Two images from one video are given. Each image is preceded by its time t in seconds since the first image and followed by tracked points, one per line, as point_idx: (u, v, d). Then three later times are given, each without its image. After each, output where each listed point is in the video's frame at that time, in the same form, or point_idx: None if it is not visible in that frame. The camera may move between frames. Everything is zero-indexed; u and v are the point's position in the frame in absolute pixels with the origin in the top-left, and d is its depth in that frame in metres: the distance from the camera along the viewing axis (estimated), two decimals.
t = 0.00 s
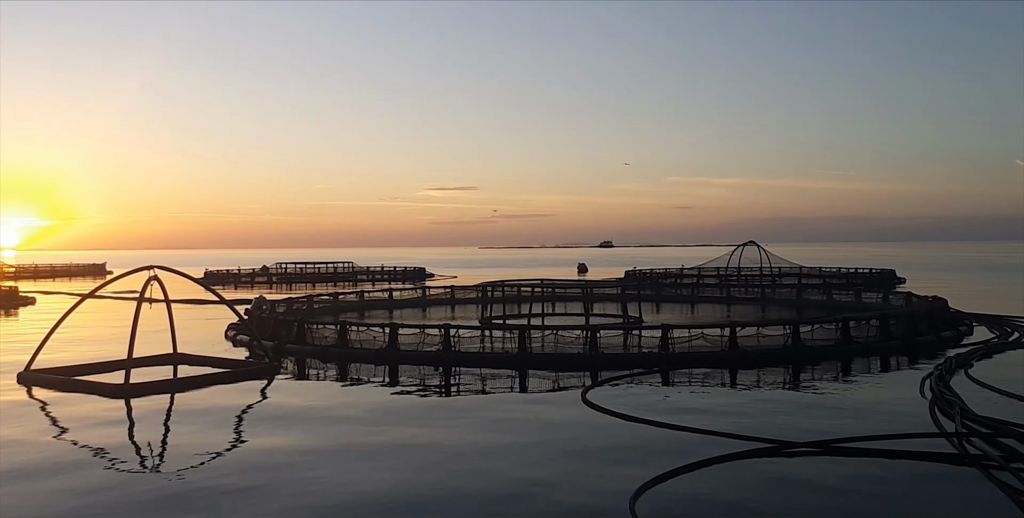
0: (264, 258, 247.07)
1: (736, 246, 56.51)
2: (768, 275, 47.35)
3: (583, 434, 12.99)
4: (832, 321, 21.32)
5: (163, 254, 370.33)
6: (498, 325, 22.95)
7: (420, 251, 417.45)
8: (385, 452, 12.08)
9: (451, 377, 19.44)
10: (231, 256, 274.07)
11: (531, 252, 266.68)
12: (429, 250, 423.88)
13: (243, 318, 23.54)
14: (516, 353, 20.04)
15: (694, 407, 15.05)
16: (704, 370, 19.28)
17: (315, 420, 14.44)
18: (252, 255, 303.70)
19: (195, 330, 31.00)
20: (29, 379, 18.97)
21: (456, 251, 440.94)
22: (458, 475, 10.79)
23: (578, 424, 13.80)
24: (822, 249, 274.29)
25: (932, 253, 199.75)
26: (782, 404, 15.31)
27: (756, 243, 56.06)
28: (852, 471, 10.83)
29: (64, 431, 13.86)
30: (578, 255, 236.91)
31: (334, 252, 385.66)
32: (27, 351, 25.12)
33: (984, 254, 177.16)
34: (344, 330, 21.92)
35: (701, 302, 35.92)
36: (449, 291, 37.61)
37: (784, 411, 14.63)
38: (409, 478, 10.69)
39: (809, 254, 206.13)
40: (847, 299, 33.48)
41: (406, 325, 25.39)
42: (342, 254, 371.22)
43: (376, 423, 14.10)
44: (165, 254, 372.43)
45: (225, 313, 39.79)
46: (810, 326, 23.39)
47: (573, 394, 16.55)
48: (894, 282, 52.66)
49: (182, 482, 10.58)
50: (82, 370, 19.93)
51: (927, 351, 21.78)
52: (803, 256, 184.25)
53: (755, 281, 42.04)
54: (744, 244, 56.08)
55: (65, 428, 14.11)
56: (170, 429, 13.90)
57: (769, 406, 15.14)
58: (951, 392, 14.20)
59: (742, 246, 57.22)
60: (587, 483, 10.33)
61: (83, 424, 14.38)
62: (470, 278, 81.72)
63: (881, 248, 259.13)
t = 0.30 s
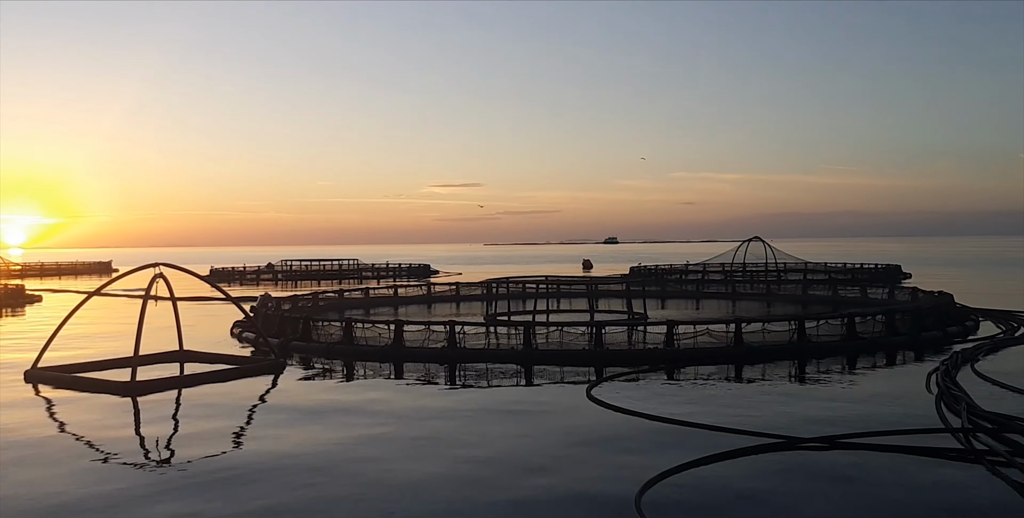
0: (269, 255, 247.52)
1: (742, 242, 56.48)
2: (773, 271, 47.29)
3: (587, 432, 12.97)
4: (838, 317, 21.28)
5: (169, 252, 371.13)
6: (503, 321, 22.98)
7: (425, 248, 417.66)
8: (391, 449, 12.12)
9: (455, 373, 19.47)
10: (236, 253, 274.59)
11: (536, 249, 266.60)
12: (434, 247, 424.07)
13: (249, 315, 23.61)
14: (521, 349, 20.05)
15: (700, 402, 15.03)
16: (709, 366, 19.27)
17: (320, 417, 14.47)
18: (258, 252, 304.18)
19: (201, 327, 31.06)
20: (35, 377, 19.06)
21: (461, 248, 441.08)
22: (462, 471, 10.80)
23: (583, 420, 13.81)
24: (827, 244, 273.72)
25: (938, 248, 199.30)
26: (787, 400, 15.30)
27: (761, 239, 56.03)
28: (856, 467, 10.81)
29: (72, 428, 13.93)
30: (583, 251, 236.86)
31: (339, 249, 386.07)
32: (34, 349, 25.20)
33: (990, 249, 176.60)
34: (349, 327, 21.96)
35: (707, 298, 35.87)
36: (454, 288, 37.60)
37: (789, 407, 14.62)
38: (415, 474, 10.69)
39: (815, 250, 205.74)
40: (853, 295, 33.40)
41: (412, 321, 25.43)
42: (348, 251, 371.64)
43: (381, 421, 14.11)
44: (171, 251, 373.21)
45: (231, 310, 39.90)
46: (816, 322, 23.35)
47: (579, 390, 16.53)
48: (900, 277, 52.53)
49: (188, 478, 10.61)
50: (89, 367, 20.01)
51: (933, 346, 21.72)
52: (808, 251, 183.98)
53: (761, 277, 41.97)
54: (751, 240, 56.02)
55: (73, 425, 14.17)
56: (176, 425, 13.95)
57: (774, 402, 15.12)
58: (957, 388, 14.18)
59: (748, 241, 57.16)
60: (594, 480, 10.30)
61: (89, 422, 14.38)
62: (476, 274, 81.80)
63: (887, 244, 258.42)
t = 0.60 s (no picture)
0: (275, 254, 247.86)
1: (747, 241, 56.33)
2: (779, 270, 47.20)
3: (592, 429, 12.95)
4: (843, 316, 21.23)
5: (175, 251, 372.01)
6: (508, 320, 23.00)
7: (430, 247, 417.86)
8: (397, 446, 12.12)
9: (461, 372, 19.50)
10: (242, 253, 275.13)
11: (541, 248, 266.29)
12: (439, 246, 424.26)
13: (255, 314, 23.67)
14: (526, 348, 20.07)
15: (706, 401, 15.01)
16: (715, 365, 19.26)
17: (326, 415, 14.48)
18: (264, 251, 304.70)
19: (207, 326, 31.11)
20: (43, 376, 19.14)
21: (466, 247, 441.19)
22: (469, 468, 10.81)
23: (589, 418, 13.81)
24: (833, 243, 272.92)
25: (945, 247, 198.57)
26: (793, 399, 15.27)
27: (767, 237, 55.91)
28: (863, 466, 10.78)
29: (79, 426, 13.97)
30: (588, 250, 236.63)
31: (344, 248, 386.50)
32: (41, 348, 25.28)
33: (997, 247, 176.06)
34: (355, 325, 22.01)
35: (713, 297, 35.82)
36: (460, 287, 37.63)
37: (795, 406, 14.58)
38: (420, 471, 10.69)
39: (821, 248, 205.21)
40: (859, 293, 33.31)
41: (417, 320, 25.47)
42: (353, 250, 372.07)
43: (387, 418, 14.11)
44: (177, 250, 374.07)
45: (237, 309, 39.96)
46: (822, 320, 23.31)
47: (584, 389, 16.52)
48: (906, 276, 52.35)
49: (194, 474, 10.65)
50: (96, 366, 20.09)
51: (939, 345, 21.66)
52: (814, 249, 183.51)
53: (766, 276, 41.90)
54: (756, 238, 55.90)
55: (80, 424, 14.22)
56: (183, 423, 13.98)
57: (779, 400, 15.11)
58: (963, 387, 14.14)
59: (754, 239, 57.03)
60: (597, 478, 10.27)
61: (96, 420, 14.43)
62: (481, 273, 81.78)
63: (894, 242, 257.61)
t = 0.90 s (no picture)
0: (296, 251, 249.50)
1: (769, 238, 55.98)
2: (801, 268, 46.86)
3: (613, 423, 12.96)
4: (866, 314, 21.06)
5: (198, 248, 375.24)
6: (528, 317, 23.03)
7: (450, 245, 418.68)
8: (418, 438, 12.17)
9: (481, 369, 19.56)
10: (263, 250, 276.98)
11: (561, 246, 266.18)
12: (459, 244, 424.91)
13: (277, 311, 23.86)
14: (546, 346, 20.08)
15: (726, 399, 14.94)
16: (736, 363, 19.17)
17: (347, 409, 14.57)
18: (285, 248, 306.59)
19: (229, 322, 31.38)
20: (68, 371, 19.42)
21: (486, 244, 441.57)
22: (488, 461, 10.84)
23: (609, 413, 13.80)
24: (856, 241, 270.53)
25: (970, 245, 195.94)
26: (815, 397, 15.17)
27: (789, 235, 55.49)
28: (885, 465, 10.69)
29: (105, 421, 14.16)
30: (609, 248, 236.07)
31: (365, 245, 388.12)
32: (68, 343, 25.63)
33: None
34: (375, 322, 22.13)
35: (734, 295, 35.64)
36: (480, 284, 37.72)
37: (817, 404, 14.49)
38: (440, 464, 10.73)
39: (844, 246, 203.24)
40: (883, 291, 33.00)
41: (437, 317, 25.57)
42: (373, 247, 373.49)
43: (407, 412, 14.17)
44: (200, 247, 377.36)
45: (259, 306, 40.27)
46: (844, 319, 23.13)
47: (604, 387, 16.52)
48: (930, 274, 51.78)
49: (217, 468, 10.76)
50: (121, 361, 20.36)
51: (963, 344, 21.43)
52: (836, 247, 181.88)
53: (788, 274, 41.63)
54: (778, 236, 55.50)
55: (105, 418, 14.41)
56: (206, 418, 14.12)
57: (801, 398, 15.02)
58: (988, 386, 13.99)
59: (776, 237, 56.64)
60: (618, 471, 10.24)
61: (121, 415, 14.62)
62: (501, 270, 81.88)
63: (918, 240, 254.85)
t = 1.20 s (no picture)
0: (326, 246, 251.47)
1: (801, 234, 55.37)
2: (834, 264, 46.30)
3: (642, 415, 12.93)
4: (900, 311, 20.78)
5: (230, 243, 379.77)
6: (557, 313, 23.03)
7: (479, 240, 419.42)
8: (446, 428, 12.24)
9: (510, 364, 19.62)
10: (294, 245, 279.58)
11: (590, 241, 265.38)
12: (488, 240, 425.62)
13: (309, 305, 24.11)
14: (576, 342, 20.07)
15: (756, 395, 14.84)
16: (766, 359, 19.02)
17: (376, 401, 14.69)
18: (315, 244, 309.28)
19: (261, 316, 31.75)
20: (104, 364, 19.79)
21: (515, 240, 441.82)
22: (518, 450, 10.86)
23: (637, 406, 13.77)
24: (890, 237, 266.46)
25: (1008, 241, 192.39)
26: (847, 392, 15.01)
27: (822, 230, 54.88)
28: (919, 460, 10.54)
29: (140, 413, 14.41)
30: (638, 243, 234.92)
31: (394, 241, 390.20)
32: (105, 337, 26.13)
33: None
34: (405, 317, 22.28)
35: (765, 291, 35.33)
36: (509, 280, 37.77)
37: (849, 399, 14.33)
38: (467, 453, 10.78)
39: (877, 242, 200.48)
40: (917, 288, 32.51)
41: (467, 312, 25.66)
42: (403, 242, 375.40)
43: (436, 403, 14.24)
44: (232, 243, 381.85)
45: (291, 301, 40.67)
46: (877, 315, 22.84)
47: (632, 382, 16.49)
48: (967, 269, 50.88)
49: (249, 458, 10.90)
50: (156, 354, 20.71)
51: (1000, 341, 21.07)
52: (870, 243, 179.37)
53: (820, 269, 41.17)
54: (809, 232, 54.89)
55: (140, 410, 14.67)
56: (239, 410, 14.34)
57: (833, 393, 14.87)
58: None
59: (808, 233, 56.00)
60: (646, 461, 10.22)
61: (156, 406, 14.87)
62: (531, 266, 81.84)
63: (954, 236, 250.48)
